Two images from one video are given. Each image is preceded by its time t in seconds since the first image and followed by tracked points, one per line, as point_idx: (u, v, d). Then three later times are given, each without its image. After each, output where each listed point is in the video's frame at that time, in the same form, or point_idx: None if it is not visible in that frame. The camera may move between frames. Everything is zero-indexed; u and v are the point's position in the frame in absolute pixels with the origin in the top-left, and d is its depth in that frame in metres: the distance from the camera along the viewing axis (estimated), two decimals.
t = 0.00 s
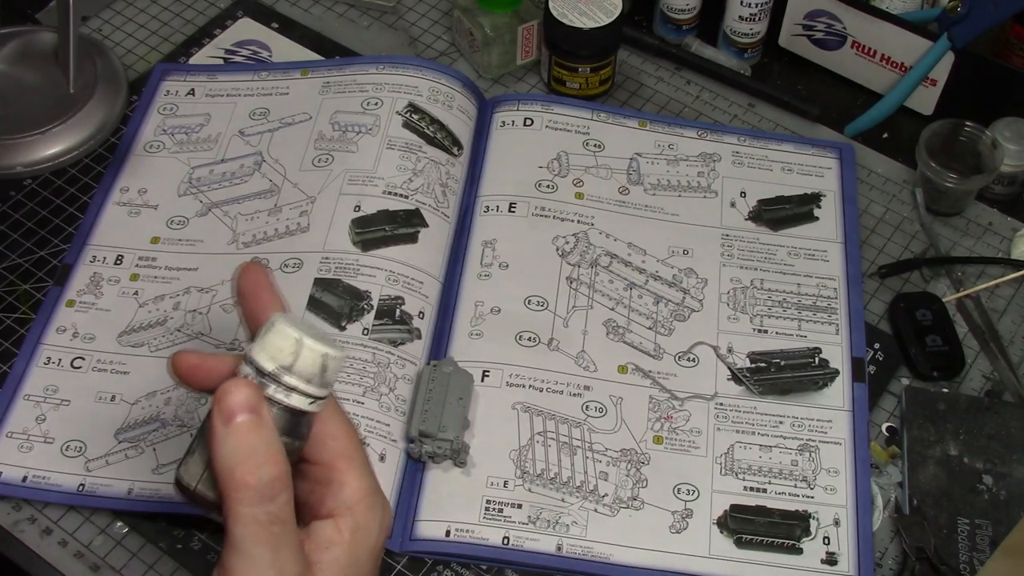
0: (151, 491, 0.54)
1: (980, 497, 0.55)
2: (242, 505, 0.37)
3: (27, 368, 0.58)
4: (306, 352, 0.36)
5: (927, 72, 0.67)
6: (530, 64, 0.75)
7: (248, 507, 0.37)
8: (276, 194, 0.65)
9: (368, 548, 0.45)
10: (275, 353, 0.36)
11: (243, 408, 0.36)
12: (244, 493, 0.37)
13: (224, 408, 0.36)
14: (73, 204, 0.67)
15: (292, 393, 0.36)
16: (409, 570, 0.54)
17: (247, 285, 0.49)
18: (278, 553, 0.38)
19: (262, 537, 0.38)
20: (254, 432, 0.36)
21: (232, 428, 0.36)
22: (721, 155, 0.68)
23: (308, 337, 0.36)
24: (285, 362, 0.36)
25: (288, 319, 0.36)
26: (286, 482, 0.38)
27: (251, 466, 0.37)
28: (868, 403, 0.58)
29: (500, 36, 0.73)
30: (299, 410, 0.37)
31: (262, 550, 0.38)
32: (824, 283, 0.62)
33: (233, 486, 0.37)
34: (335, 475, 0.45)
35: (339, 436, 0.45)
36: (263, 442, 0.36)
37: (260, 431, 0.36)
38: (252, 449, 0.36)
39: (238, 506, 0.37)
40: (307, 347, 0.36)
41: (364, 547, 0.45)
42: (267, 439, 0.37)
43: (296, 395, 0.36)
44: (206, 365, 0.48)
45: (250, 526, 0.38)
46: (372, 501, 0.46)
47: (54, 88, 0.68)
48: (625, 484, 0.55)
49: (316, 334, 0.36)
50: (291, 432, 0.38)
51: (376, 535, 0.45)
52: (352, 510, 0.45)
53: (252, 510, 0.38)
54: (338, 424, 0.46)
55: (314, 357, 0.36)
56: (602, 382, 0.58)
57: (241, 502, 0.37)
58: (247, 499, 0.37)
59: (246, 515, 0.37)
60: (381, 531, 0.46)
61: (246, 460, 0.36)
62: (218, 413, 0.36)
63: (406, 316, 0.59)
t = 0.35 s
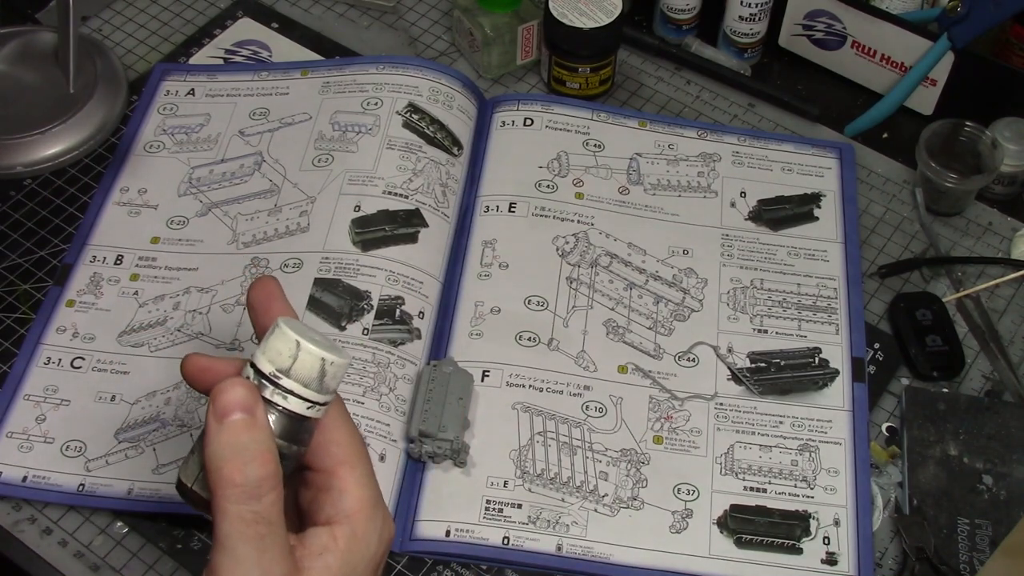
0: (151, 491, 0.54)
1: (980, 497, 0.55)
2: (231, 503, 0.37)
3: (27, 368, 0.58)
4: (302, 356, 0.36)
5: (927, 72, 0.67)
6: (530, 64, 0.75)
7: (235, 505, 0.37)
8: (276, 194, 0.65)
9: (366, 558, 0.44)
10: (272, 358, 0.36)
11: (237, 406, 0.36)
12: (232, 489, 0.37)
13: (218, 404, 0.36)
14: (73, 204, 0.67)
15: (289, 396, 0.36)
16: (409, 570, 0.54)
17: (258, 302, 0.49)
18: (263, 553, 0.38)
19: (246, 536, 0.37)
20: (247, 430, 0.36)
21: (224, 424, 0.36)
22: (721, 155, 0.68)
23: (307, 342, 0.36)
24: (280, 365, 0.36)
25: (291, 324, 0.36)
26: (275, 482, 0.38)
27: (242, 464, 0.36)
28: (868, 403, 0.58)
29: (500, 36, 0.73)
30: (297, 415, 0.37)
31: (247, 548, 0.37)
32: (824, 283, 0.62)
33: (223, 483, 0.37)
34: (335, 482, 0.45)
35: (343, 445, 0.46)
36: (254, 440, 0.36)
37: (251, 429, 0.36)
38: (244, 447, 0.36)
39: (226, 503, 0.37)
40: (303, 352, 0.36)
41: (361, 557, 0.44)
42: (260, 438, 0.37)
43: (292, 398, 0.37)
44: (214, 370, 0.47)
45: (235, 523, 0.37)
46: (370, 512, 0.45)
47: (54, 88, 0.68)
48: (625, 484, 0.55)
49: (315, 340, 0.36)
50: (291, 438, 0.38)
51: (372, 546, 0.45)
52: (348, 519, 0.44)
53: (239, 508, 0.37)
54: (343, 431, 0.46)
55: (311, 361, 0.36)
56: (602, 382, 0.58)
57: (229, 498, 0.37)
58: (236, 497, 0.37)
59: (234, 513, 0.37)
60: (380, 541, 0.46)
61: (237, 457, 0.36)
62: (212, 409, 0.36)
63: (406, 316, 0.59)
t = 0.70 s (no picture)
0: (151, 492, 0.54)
1: (980, 498, 0.55)
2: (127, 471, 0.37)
3: (27, 368, 0.58)
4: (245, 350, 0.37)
5: (927, 72, 0.67)
6: (530, 64, 0.75)
7: (139, 474, 0.37)
8: (276, 194, 0.65)
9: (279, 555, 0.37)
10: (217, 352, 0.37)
11: (163, 376, 0.38)
12: (144, 458, 0.37)
13: (150, 376, 0.38)
14: (73, 204, 0.67)
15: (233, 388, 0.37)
16: (409, 570, 0.54)
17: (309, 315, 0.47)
18: (149, 528, 0.36)
19: (169, 500, 0.36)
20: (162, 404, 0.37)
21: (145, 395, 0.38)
22: (721, 155, 0.68)
23: (252, 338, 0.37)
24: (230, 361, 0.37)
25: (232, 315, 0.37)
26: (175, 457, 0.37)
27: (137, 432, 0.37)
28: (868, 403, 0.58)
29: (500, 36, 0.73)
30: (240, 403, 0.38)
31: (135, 522, 0.36)
32: (824, 283, 0.62)
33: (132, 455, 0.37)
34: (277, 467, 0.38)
35: (299, 429, 0.39)
36: (160, 413, 0.37)
37: (173, 405, 0.37)
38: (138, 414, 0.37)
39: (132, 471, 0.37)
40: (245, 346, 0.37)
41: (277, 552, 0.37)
42: (170, 413, 0.37)
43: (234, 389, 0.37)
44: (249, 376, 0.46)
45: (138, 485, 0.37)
46: (308, 509, 0.38)
47: (54, 88, 0.68)
48: (625, 484, 0.55)
49: (262, 334, 0.37)
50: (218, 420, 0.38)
51: (315, 541, 0.38)
52: (280, 514, 0.37)
53: (141, 479, 0.37)
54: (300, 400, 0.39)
55: (262, 357, 0.37)
56: (602, 382, 0.58)
57: (130, 464, 0.37)
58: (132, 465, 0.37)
59: (138, 483, 0.37)
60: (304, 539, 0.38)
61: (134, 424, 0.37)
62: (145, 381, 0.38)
63: (406, 316, 0.59)
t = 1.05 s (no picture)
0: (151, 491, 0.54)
1: (980, 497, 0.55)
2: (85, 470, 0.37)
3: (27, 368, 0.58)
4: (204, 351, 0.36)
5: (927, 72, 0.67)
6: (530, 64, 0.75)
7: (103, 474, 0.37)
8: (276, 194, 0.65)
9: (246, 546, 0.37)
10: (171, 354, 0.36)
11: (117, 378, 0.38)
12: (107, 456, 0.37)
13: (103, 379, 0.38)
14: (73, 204, 0.67)
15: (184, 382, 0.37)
16: (409, 570, 0.54)
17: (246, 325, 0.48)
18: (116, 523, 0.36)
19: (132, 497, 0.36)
20: (120, 403, 0.37)
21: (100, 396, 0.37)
22: (721, 155, 0.68)
23: (202, 336, 0.36)
24: (182, 360, 0.36)
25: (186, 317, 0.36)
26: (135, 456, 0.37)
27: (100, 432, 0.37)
28: (868, 403, 0.58)
29: (500, 36, 0.73)
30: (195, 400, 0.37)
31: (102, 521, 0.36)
32: (824, 283, 0.62)
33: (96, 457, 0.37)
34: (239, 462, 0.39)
35: (257, 423, 0.39)
36: (122, 413, 0.37)
37: (130, 404, 0.37)
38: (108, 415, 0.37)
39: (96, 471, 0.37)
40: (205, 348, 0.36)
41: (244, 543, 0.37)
42: (131, 412, 0.37)
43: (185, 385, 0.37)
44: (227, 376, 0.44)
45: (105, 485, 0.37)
46: (275, 500, 0.38)
47: (54, 88, 0.68)
48: (625, 484, 0.55)
49: (213, 335, 0.36)
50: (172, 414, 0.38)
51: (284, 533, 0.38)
52: (247, 506, 0.38)
53: (104, 478, 0.36)
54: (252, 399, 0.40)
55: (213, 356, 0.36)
56: (602, 382, 0.58)
57: (95, 464, 0.37)
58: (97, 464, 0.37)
59: (102, 482, 0.37)
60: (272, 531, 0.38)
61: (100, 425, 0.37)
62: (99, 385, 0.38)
63: (407, 316, 0.59)
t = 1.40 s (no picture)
0: (150, 491, 0.54)
1: (980, 498, 0.55)
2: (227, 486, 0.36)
3: (27, 368, 0.58)
4: (326, 354, 0.37)
5: (927, 71, 0.67)
6: (530, 64, 0.75)
7: (234, 488, 0.36)
8: (276, 194, 0.65)
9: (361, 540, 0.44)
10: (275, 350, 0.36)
11: (241, 385, 0.35)
12: (252, 472, 0.36)
13: (224, 386, 0.35)
14: (73, 204, 0.67)
15: (288, 381, 0.36)
16: (409, 570, 0.54)
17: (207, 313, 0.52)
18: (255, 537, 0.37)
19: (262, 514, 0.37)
20: (246, 412, 0.35)
21: (222, 407, 0.35)
22: (721, 155, 0.68)
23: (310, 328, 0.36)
24: (284, 350, 0.36)
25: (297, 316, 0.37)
26: (271, 463, 0.37)
27: (230, 447, 0.36)
28: (868, 403, 0.58)
29: (500, 36, 0.73)
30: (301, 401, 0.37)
31: (241, 535, 0.37)
32: (824, 283, 0.62)
33: (219, 470, 0.36)
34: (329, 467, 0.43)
35: (340, 427, 0.44)
36: (249, 423, 0.36)
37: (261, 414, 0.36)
38: (237, 428, 0.35)
39: (220, 484, 0.36)
40: (329, 350, 0.37)
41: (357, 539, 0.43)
42: (260, 419, 0.36)
43: (294, 384, 0.37)
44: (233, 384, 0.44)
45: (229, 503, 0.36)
46: (365, 503, 0.44)
47: (54, 88, 0.68)
48: (625, 484, 0.55)
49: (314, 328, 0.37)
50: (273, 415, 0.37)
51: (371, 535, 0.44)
52: (349, 502, 0.43)
53: (235, 490, 0.36)
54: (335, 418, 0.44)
55: (312, 348, 0.36)
56: (602, 382, 0.58)
57: (244, 483, 0.36)
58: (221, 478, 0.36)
59: (229, 494, 0.36)
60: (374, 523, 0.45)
61: (231, 438, 0.35)
62: (212, 393, 0.35)
63: (406, 316, 0.59)
